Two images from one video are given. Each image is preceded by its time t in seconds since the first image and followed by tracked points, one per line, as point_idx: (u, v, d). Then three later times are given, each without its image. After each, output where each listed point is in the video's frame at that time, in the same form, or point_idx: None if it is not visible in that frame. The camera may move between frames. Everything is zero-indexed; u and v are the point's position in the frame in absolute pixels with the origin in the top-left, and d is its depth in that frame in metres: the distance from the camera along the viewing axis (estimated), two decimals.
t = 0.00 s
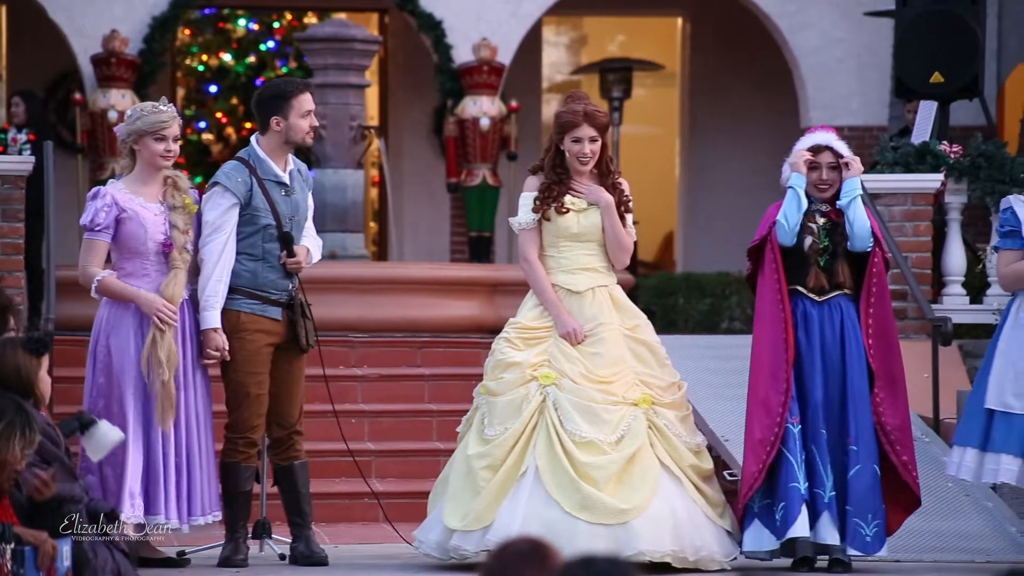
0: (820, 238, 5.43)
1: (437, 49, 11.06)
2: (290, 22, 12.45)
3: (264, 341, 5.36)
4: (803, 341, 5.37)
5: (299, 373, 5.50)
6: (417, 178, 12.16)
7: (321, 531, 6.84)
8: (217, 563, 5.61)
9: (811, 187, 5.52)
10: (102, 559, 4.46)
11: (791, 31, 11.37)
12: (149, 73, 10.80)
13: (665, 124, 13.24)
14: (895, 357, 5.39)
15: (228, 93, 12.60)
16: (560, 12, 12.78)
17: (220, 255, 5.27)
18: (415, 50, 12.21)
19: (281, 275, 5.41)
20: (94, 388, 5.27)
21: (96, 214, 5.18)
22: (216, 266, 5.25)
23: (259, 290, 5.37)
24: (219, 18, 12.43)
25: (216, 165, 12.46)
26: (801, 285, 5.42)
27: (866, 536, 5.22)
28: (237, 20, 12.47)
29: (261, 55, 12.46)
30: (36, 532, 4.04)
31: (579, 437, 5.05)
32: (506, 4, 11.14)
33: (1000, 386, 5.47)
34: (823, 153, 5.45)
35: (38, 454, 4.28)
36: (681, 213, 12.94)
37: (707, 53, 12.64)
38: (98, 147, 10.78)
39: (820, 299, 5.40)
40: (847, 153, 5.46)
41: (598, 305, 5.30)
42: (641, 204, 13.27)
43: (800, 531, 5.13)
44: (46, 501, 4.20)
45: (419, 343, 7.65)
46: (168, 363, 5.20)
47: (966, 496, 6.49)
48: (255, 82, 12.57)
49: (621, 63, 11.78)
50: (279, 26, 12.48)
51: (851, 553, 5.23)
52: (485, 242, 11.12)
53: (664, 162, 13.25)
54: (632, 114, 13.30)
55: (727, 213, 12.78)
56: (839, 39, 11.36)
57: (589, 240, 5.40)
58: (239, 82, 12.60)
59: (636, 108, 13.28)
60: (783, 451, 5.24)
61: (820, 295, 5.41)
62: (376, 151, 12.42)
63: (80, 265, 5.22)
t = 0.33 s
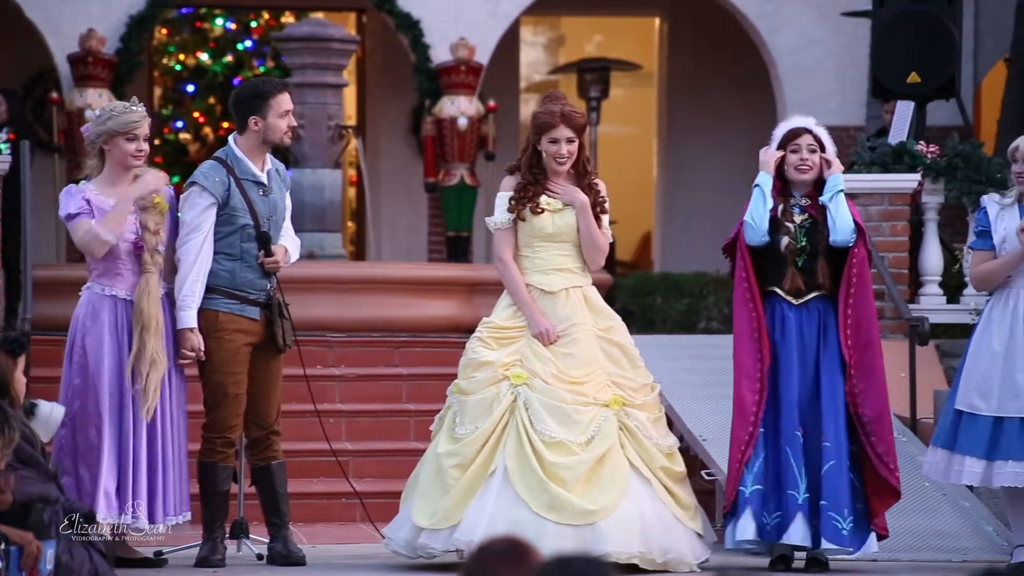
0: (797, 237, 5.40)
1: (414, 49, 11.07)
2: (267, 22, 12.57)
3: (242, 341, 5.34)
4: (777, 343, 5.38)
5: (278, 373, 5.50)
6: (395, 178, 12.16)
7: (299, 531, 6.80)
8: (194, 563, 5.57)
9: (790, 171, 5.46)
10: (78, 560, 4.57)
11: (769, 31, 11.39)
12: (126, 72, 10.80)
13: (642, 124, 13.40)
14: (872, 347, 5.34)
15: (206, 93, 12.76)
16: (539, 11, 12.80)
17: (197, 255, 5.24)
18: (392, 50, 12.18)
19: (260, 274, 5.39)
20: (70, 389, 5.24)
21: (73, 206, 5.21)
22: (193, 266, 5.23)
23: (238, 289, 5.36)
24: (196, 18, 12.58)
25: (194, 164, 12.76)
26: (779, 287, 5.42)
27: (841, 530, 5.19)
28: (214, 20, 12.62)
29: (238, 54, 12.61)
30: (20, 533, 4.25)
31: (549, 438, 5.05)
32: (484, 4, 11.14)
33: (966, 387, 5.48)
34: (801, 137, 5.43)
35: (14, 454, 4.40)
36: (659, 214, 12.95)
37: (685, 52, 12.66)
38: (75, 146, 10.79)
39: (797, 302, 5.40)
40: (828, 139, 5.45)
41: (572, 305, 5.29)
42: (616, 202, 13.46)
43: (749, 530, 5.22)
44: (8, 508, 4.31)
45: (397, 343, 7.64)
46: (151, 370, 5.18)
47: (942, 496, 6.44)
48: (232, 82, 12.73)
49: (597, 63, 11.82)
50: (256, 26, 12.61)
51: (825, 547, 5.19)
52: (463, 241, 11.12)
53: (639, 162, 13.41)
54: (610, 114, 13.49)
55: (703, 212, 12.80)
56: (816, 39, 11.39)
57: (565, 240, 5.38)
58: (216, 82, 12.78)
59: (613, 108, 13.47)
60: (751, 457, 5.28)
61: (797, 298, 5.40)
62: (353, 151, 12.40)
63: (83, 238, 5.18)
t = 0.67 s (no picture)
0: (772, 241, 5.35)
1: (392, 48, 11.08)
2: (245, 22, 12.57)
3: (218, 341, 5.32)
4: (749, 347, 5.38)
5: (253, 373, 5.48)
6: (373, 177, 12.17)
7: (274, 531, 6.78)
8: (169, 563, 5.56)
9: (772, 165, 5.39)
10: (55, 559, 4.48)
11: (746, 31, 11.40)
12: (102, 72, 10.79)
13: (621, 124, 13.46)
14: (842, 357, 5.27)
15: (182, 92, 12.79)
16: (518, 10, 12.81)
17: (173, 255, 5.20)
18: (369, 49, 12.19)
19: (236, 275, 5.36)
20: (47, 390, 5.21)
21: (69, 204, 5.16)
22: (169, 266, 5.19)
23: (213, 289, 5.33)
24: (172, 17, 12.58)
25: (170, 164, 12.75)
26: (753, 291, 5.40)
27: (821, 538, 5.20)
28: (191, 20, 12.62)
29: (214, 54, 12.63)
30: None
31: (518, 437, 5.05)
32: (461, 4, 11.14)
33: (940, 385, 5.46)
34: (784, 131, 5.38)
35: None
36: (636, 214, 12.96)
37: (663, 52, 12.66)
38: (52, 146, 10.78)
39: (772, 308, 5.36)
40: (810, 137, 5.41)
41: (544, 306, 5.28)
42: (589, 203, 13.49)
43: (714, 533, 5.29)
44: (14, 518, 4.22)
45: (374, 343, 7.61)
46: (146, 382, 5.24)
47: (918, 495, 6.44)
48: (209, 81, 12.75)
49: (575, 63, 11.85)
50: (232, 25, 12.60)
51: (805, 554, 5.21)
52: (440, 241, 11.14)
53: (613, 162, 13.45)
54: (587, 114, 13.52)
55: (677, 209, 12.80)
56: (793, 39, 11.40)
57: (539, 240, 5.37)
58: (192, 82, 12.80)
59: (591, 107, 13.51)
60: (716, 459, 5.38)
61: (772, 304, 5.36)
62: (331, 150, 12.40)
63: (93, 239, 5.13)
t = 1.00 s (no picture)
0: (763, 236, 5.36)
1: (366, 48, 11.07)
2: (219, 20, 12.58)
3: (190, 341, 5.29)
4: (739, 342, 5.34)
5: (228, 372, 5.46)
6: (347, 177, 12.16)
7: (248, 531, 6.76)
8: (143, 563, 5.54)
9: (743, 173, 5.42)
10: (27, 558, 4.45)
11: (719, 31, 11.43)
12: (76, 71, 10.76)
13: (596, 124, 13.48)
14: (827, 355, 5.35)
15: (156, 92, 12.80)
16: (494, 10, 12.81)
17: (142, 254, 5.19)
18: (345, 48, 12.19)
19: (207, 274, 5.34)
20: (20, 391, 5.18)
21: (43, 210, 5.13)
22: (138, 265, 5.17)
23: (184, 289, 5.30)
24: (146, 16, 12.55)
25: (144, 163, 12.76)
26: (745, 286, 5.38)
27: (798, 537, 5.21)
28: (165, 18, 12.60)
29: (188, 53, 12.65)
30: None
31: (489, 437, 5.05)
32: (435, 4, 11.15)
33: (917, 386, 5.41)
34: (754, 138, 5.38)
35: None
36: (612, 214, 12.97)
37: (638, 52, 12.68)
38: (25, 145, 10.75)
39: (765, 304, 5.35)
40: (781, 140, 5.37)
41: (516, 306, 5.28)
42: (563, 202, 13.51)
43: (685, 528, 5.31)
44: None
45: (349, 343, 7.59)
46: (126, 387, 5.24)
47: (892, 495, 6.45)
48: (183, 81, 12.78)
49: (549, 62, 11.85)
50: (206, 25, 12.63)
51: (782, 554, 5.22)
52: (414, 240, 11.13)
53: (590, 161, 13.48)
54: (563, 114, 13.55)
55: (653, 208, 12.81)
56: (767, 39, 11.43)
57: (511, 240, 5.37)
58: (166, 81, 12.81)
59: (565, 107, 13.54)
60: (696, 453, 5.34)
61: (766, 300, 5.36)
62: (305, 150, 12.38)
63: (67, 244, 5.11)
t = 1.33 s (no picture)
0: (727, 241, 5.39)
1: (340, 48, 11.07)
2: (192, 20, 12.56)
3: (156, 339, 5.28)
4: (709, 344, 5.35)
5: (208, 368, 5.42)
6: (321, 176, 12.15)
7: (221, 531, 6.72)
8: (116, 564, 5.52)
9: (720, 177, 5.45)
10: None
11: (692, 31, 11.46)
12: (47, 70, 10.73)
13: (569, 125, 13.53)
14: (816, 364, 5.37)
15: (129, 92, 12.74)
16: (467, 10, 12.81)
17: (110, 251, 5.17)
18: (319, 47, 12.16)
19: (175, 272, 5.32)
20: None
21: (13, 208, 5.11)
22: (105, 263, 5.16)
23: (150, 288, 5.28)
24: (119, 15, 12.51)
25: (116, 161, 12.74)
26: (711, 293, 5.41)
27: (786, 538, 5.19)
28: (138, 18, 12.56)
29: (162, 52, 12.60)
30: None
31: (463, 437, 5.05)
32: (409, 3, 11.15)
33: (899, 386, 5.37)
34: (732, 143, 5.41)
35: None
36: (586, 214, 12.97)
37: (612, 51, 12.69)
38: None
39: (730, 310, 5.38)
40: (759, 146, 5.41)
41: (488, 306, 5.28)
42: (537, 202, 13.51)
43: (700, 530, 5.19)
44: None
45: (322, 343, 7.53)
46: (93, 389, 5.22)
47: (864, 494, 6.48)
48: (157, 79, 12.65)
49: (523, 63, 11.85)
50: (180, 24, 12.60)
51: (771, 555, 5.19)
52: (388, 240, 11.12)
53: (565, 162, 13.50)
54: (535, 114, 13.59)
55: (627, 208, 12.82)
56: (740, 39, 11.46)
57: (483, 240, 5.37)
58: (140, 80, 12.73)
59: (539, 107, 13.58)
60: (684, 455, 5.28)
61: (728, 305, 5.39)
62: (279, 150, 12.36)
63: (38, 243, 5.08)
